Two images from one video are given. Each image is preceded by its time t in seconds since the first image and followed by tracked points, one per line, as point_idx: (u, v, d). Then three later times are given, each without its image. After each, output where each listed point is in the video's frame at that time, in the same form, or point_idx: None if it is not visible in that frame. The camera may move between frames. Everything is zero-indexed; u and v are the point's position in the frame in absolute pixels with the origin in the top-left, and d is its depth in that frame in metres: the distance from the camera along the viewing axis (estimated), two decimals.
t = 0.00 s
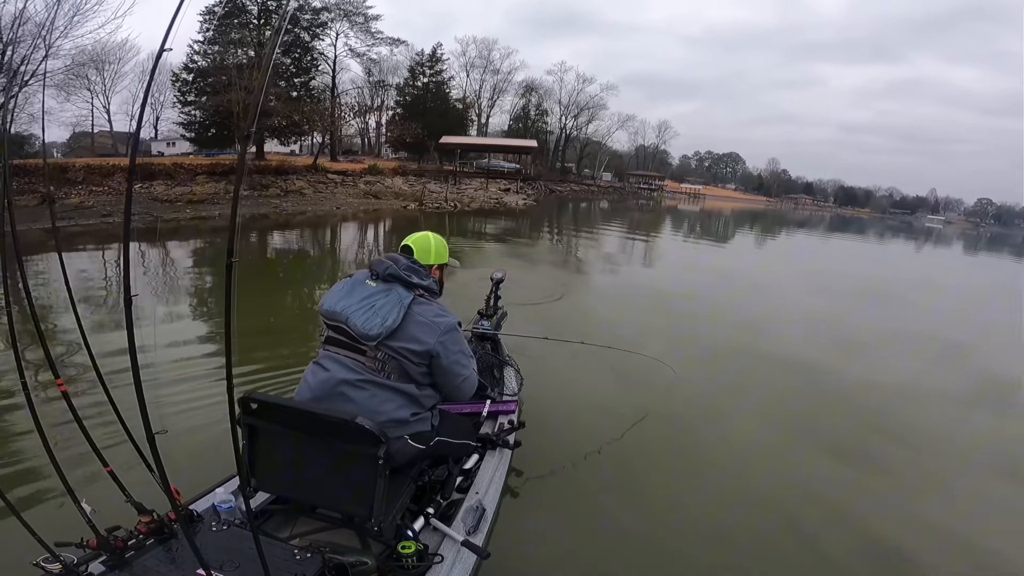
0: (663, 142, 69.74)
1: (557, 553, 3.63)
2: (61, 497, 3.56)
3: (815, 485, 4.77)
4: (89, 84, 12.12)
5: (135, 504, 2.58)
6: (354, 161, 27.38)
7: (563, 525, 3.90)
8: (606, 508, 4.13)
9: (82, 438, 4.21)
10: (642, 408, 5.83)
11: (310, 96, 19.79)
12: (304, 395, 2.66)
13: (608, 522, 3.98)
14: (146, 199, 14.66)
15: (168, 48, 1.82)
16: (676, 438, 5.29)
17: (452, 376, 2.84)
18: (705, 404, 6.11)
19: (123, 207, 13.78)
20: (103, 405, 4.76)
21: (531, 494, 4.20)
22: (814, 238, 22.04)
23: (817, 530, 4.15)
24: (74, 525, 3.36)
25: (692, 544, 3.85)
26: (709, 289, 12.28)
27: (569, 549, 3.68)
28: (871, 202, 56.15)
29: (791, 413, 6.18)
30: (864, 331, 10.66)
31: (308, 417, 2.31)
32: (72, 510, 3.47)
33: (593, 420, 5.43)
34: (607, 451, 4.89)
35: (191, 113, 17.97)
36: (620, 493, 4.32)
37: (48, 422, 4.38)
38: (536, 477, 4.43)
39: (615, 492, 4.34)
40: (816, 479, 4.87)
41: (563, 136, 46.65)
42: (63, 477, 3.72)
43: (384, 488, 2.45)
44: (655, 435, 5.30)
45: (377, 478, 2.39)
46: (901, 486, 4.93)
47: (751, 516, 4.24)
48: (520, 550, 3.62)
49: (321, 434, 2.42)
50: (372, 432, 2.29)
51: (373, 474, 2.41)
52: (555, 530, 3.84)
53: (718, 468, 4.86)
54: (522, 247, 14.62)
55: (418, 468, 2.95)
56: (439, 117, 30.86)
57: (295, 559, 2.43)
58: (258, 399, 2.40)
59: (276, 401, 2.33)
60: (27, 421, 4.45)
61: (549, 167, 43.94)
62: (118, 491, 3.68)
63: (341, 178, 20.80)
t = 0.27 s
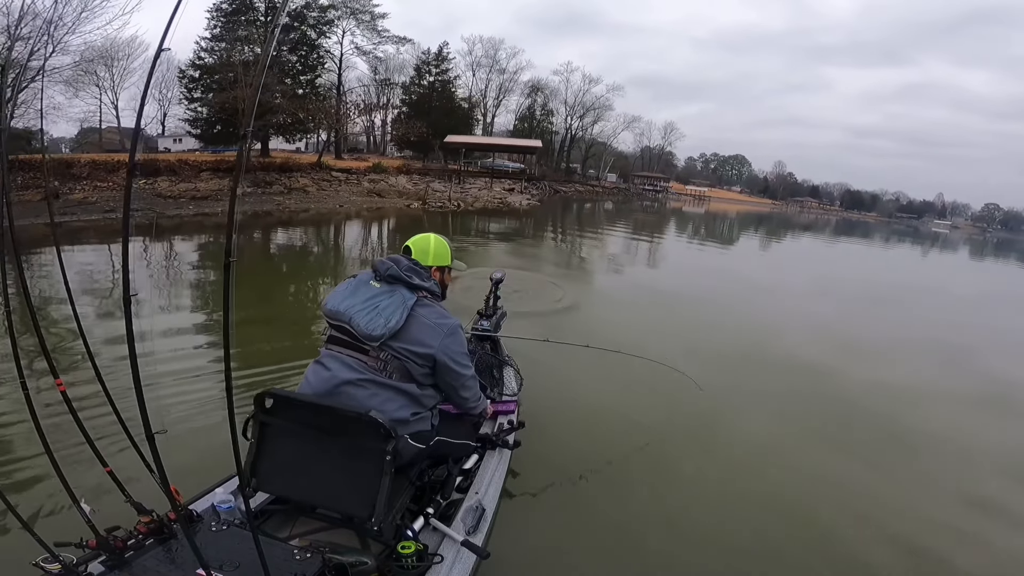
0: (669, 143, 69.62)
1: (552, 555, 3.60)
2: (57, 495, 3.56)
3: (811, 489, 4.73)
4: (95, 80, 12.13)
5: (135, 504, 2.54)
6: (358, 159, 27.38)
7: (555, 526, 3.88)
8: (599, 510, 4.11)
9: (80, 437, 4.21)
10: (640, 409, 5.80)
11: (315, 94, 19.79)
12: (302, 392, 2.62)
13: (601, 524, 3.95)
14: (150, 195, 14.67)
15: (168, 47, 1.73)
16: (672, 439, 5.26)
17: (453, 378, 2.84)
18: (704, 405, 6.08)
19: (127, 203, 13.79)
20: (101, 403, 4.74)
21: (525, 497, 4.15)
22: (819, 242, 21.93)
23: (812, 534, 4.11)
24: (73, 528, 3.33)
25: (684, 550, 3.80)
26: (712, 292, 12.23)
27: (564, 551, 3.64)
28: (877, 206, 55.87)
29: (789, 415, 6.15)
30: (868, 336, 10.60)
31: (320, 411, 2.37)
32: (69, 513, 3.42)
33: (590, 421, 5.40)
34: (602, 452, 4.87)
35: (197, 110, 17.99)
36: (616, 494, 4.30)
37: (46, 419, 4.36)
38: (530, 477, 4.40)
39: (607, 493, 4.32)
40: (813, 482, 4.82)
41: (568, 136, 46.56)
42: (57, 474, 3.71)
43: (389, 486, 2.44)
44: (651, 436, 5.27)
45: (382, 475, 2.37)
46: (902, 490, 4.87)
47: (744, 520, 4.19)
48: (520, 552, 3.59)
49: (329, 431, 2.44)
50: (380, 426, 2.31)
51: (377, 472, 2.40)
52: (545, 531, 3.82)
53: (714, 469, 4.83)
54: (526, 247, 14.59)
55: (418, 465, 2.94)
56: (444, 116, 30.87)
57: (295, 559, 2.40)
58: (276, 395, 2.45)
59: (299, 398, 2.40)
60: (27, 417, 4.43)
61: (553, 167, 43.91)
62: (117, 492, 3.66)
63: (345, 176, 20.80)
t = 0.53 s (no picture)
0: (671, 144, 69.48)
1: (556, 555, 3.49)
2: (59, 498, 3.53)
3: (817, 491, 4.63)
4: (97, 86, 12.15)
5: (135, 504, 2.50)
6: (360, 163, 27.35)
7: (554, 526, 3.78)
8: (598, 510, 4.01)
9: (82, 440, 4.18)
10: (641, 409, 5.70)
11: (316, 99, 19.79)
12: (303, 394, 2.57)
13: (602, 523, 3.86)
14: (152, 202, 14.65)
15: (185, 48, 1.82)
16: (675, 439, 5.16)
17: (455, 376, 2.78)
18: (707, 405, 5.98)
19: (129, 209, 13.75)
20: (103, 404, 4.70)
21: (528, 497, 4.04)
22: (824, 241, 21.77)
23: (817, 537, 4.01)
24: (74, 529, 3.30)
25: (684, 552, 3.69)
26: (717, 292, 12.11)
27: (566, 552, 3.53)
28: (882, 204, 55.54)
29: (794, 415, 6.04)
30: (876, 335, 10.47)
31: (343, 411, 2.44)
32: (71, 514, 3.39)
33: (591, 421, 5.31)
34: (602, 452, 4.78)
35: (198, 116, 18.00)
36: (617, 494, 4.22)
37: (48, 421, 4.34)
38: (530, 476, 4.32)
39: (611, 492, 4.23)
40: (818, 483, 4.73)
41: (570, 138, 46.51)
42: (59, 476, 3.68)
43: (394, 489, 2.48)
44: (652, 436, 5.18)
45: (390, 475, 2.44)
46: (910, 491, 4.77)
47: (746, 521, 4.10)
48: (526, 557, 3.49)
49: (339, 434, 2.52)
50: (392, 424, 2.42)
51: (384, 474, 2.46)
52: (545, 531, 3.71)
53: (717, 469, 4.74)
54: (529, 249, 14.50)
55: (423, 468, 2.99)
56: (445, 120, 30.85)
57: (297, 559, 2.27)
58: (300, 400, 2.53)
59: (321, 399, 2.48)
60: (28, 421, 4.37)
61: (555, 169, 43.81)
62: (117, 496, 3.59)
63: (347, 181, 20.78)
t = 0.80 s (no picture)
0: (678, 139, 69.01)
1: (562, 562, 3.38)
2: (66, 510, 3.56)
3: (834, 485, 4.45)
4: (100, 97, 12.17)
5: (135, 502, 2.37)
6: (366, 167, 27.33)
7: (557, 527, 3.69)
8: (603, 509, 3.90)
9: (88, 451, 4.18)
10: (650, 406, 5.55)
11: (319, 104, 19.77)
12: (306, 391, 2.52)
13: (606, 524, 3.75)
14: (159, 211, 14.69)
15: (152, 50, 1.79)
16: (683, 435, 5.03)
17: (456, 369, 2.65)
18: (717, 400, 5.82)
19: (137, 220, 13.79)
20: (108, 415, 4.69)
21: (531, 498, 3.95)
22: (838, 230, 21.40)
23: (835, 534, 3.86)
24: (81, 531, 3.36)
25: (693, 548, 3.61)
26: (730, 286, 11.88)
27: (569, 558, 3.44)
28: (895, 192, 54.73)
29: (808, 408, 5.87)
30: (895, 324, 10.20)
31: (343, 411, 2.37)
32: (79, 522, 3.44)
33: (597, 420, 5.18)
34: (609, 451, 4.65)
35: (203, 125, 18.05)
36: (623, 492, 4.12)
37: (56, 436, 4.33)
38: (533, 477, 4.21)
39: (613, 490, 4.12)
40: (835, 478, 4.55)
41: (576, 136, 46.29)
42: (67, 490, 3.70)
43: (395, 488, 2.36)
44: (661, 433, 5.04)
45: (389, 475, 2.32)
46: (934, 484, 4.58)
47: (754, 518, 3.96)
48: (537, 562, 3.36)
49: (339, 434, 2.41)
50: (391, 426, 2.32)
51: (383, 474, 2.34)
52: (547, 533, 3.64)
53: (727, 465, 4.61)
54: (538, 247, 14.35)
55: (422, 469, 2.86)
56: (449, 122, 30.79)
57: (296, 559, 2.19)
58: (298, 400, 2.46)
59: (322, 400, 2.42)
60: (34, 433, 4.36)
61: (562, 167, 43.59)
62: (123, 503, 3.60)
63: (353, 185, 20.76)
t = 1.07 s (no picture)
0: (676, 142, 69.25)
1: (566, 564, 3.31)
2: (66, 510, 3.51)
3: (841, 484, 4.40)
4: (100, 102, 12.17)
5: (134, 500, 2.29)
6: (365, 172, 27.31)
7: (561, 527, 3.63)
8: (607, 509, 3.85)
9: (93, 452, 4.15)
10: (654, 407, 5.49)
11: (317, 109, 19.79)
12: (309, 391, 2.48)
13: (609, 525, 3.68)
14: (157, 217, 14.66)
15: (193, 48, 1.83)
16: (685, 434, 4.97)
17: (455, 362, 2.53)
18: (721, 401, 5.75)
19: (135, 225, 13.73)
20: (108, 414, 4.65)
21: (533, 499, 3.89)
22: (838, 232, 21.41)
23: (842, 533, 3.81)
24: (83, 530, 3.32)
25: (696, 546, 3.57)
26: (730, 288, 11.84)
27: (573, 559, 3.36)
28: (894, 194, 54.81)
29: (812, 408, 5.82)
30: (897, 325, 10.16)
31: (346, 411, 2.32)
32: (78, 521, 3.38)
33: (601, 420, 5.11)
34: (614, 451, 4.58)
35: (202, 130, 18.05)
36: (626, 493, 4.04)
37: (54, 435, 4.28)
38: (536, 477, 4.15)
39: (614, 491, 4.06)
40: (841, 477, 4.50)
41: (574, 139, 46.37)
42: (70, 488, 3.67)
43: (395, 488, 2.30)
44: (663, 432, 4.98)
45: (391, 475, 2.26)
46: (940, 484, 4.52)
47: (757, 517, 3.90)
48: (542, 566, 3.29)
49: (341, 434, 2.36)
50: (394, 425, 2.26)
51: (385, 474, 2.28)
52: (550, 532, 3.59)
53: (732, 464, 4.56)
54: (538, 251, 14.33)
55: (424, 468, 2.78)
56: (447, 125, 30.79)
57: (297, 559, 2.13)
58: (300, 400, 2.43)
59: (324, 399, 2.37)
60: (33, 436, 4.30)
61: (561, 170, 43.58)
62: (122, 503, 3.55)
63: (351, 190, 20.75)
